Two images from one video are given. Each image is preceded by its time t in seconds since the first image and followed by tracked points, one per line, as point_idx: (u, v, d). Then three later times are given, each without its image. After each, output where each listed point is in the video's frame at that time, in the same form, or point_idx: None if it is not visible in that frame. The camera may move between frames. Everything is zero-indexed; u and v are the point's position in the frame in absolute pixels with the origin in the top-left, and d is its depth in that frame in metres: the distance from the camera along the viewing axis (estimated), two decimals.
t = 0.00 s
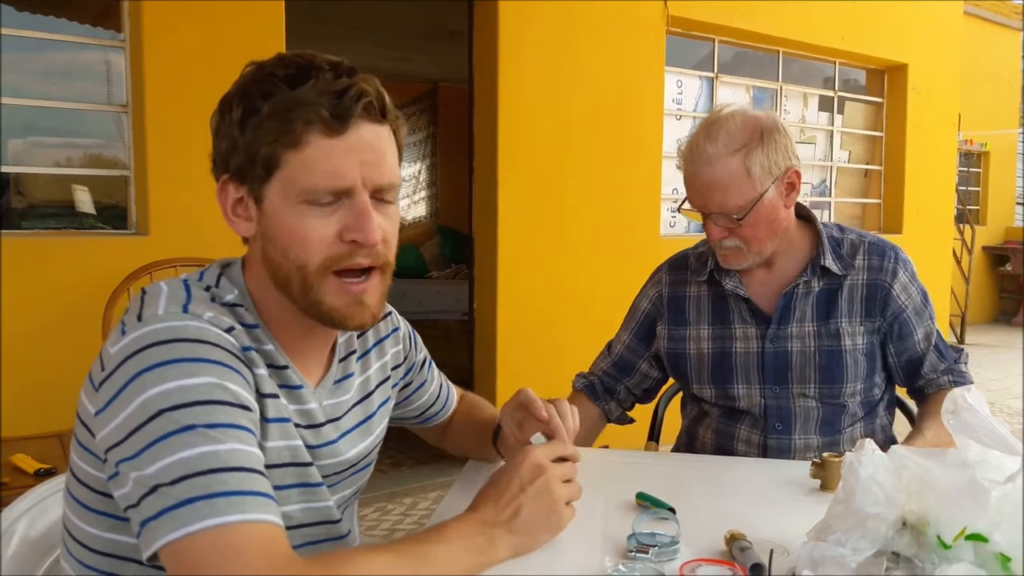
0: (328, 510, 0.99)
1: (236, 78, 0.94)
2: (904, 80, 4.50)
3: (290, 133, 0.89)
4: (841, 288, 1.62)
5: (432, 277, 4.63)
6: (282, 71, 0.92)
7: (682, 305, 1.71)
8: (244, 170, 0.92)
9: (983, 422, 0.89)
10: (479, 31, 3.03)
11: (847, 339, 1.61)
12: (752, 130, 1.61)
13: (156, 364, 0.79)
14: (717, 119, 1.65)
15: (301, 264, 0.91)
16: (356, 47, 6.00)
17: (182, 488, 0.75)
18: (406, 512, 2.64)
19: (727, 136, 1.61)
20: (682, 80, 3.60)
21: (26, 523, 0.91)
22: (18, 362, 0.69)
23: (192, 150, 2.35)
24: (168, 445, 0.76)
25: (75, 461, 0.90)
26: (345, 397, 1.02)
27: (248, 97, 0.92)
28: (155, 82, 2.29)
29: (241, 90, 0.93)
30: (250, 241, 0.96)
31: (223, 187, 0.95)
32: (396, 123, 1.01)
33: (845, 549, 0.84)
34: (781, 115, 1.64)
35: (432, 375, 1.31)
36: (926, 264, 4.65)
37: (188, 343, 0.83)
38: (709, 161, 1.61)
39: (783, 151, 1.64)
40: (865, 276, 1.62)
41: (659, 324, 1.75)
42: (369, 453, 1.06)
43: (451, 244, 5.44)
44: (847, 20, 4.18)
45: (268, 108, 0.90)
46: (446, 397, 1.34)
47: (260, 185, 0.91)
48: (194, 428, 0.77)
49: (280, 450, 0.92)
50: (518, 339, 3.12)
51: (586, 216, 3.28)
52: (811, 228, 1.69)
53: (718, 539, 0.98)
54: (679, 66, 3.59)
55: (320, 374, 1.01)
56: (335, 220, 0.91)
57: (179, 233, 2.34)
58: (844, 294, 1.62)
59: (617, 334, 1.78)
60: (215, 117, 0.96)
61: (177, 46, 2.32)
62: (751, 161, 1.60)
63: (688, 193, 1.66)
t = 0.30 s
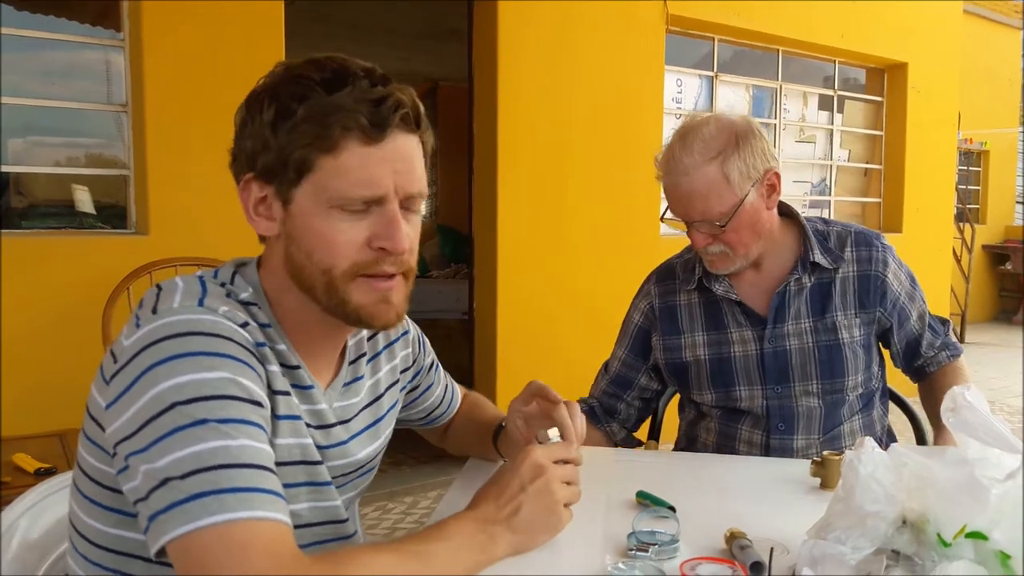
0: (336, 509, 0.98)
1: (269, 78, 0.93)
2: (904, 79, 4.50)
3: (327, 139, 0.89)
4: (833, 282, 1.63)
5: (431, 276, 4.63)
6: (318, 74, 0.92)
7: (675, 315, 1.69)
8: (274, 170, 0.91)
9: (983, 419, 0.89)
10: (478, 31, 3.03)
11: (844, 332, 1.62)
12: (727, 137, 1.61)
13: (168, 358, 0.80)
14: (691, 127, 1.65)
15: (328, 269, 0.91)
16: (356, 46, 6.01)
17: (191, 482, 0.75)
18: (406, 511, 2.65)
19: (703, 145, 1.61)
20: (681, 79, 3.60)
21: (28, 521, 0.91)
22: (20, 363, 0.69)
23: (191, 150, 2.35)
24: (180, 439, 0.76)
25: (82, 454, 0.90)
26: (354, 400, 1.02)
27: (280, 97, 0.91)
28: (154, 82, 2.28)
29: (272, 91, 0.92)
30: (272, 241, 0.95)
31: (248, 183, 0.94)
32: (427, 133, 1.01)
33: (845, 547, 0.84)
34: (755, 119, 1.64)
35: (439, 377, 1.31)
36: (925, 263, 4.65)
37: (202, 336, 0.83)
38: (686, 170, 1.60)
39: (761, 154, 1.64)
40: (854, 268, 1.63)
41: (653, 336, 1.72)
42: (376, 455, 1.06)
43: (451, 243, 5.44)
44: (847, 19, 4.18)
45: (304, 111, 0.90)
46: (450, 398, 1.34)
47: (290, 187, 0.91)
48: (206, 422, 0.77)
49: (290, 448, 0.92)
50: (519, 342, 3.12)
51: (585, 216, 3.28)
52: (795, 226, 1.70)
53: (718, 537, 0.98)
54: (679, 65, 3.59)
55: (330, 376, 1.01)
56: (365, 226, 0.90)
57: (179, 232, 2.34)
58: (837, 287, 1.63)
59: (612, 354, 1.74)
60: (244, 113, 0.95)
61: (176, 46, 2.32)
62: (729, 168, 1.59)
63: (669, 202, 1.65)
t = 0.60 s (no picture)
0: (335, 506, 0.98)
1: (327, 88, 0.91)
2: (903, 78, 4.50)
3: (410, 160, 0.92)
4: (831, 281, 1.63)
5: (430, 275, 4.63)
6: (386, 93, 0.93)
7: (674, 315, 1.68)
8: (339, 181, 0.90)
9: (982, 419, 0.88)
10: (478, 32, 3.03)
11: (842, 331, 1.62)
12: (720, 139, 1.59)
13: (172, 356, 0.80)
14: (685, 129, 1.63)
15: (378, 275, 0.93)
16: (356, 45, 6.01)
17: (194, 479, 0.75)
18: (405, 510, 2.65)
19: (697, 147, 1.59)
20: (681, 79, 3.60)
21: (26, 521, 0.91)
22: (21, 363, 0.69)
23: (191, 150, 2.35)
24: (183, 436, 0.76)
25: (83, 453, 0.89)
26: (351, 391, 1.03)
27: (352, 112, 0.90)
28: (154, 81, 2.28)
29: (339, 104, 0.90)
30: (309, 249, 0.93)
31: (292, 192, 0.91)
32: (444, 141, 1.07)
33: (843, 545, 0.84)
34: (749, 119, 1.62)
35: (428, 372, 1.31)
36: (924, 263, 4.65)
37: (205, 335, 0.83)
38: (681, 174, 1.59)
39: (755, 155, 1.62)
40: (852, 267, 1.63)
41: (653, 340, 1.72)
42: (372, 446, 1.07)
43: (450, 242, 5.44)
44: (847, 18, 4.18)
45: (386, 132, 0.91)
46: (441, 393, 1.34)
47: (354, 200, 0.90)
48: (208, 420, 0.77)
49: (291, 445, 0.93)
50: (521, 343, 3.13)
51: (586, 215, 3.28)
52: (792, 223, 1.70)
53: (717, 536, 0.98)
54: (679, 65, 3.59)
55: (327, 366, 1.02)
56: (415, 236, 0.94)
57: (178, 232, 2.34)
58: (835, 287, 1.63)
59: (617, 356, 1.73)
60: (284, 114, 0.91)
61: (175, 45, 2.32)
62: (724, 170, 1.58)
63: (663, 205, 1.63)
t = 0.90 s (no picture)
0: (336, 507, 0.98)
1: (334, 85, 0.91)
2: (902, 78, 4.50)
3: (417, 156, 0.92)
4: (836, 282, 1.62)
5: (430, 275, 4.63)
6: (393, 91, 0.93)
7: (677, 306, 1.70)
8: (348, 177, 0.90)
9: (981, 417, 0.89)
10: (477, 32, 3.03)
11: (845, 333, 1.61)
12: (736, 136, 1.56)
13: (175, 355, 0.80)
14: (700, 126, 1.61)
15: (384, 272, 0.93)
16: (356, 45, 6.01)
17: (195, 479, 0.75)
18: (405, 510, 2.65)
19: (712, 144, 1.56)
20: (680, 79, 3.60)
21: (26, 520, 0.91)
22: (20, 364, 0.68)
23: (190, 149, 2.34)
24: (186, 436, 0.76)
25: (86, 452, 0.89)
26: (354, 390, 1.03)
27: (359, 109, 0.90)
28: (153, 81, 2.28)
29: (346, 102, 0.90)
30: (317, 246, 0.93)
31: (301, 190, 0.91)
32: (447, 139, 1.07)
33: (844, 544, 0.84)
34: (764, 119, 1.60)
35: (430, 371, 1.31)
36: (924, 263, 4.65)
37: (207, 335, 0.83)
38: (695, 169, 1.56)
39: (769, 154, 1.59)
40: (859, 268, 1.62)
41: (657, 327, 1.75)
42: (375, 446, 1.07)
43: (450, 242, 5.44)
44: (846, 18, 4.18)
45: (394, 129, 0.91)
46: (443, 393, 1.34)
47: (362, 196, 0.91)
48: (210, 420, 0.77)
49: (294, 446, 0.93)
50: (523, 340, 3.14)
51: (588, 216, 3.29)
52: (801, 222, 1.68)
53: (718, 535, 0.98)
54: (678, 65, 3.60)
55: (329, 367, 1.02)
56: (420, 233, 0.95)
57: (177, 232, 2.34)
58: (840, 288, 1.62)
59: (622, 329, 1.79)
60: (294, 112, 0.91)
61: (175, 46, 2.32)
62: (738, 168, 1.55)
63: (675, 201, 1.61)
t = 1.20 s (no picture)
0: (335, 510, 0.97)
1: (337, 86, 0.91)
2: (903, 78, 4.50)
3: (419, 160, 0.92)
4: (843, 288, 1.59)
5: (431, 276, 4.63)
6: (397, 93, 0.92)
7: (683, 292, 1.74)
8: (349, 180, 0.89)
9: (983, 416, 0.88)
10: (478, 32, 3.03)
11: (847, 340, 1.59)
12: (754, 140, 1.55)
13: (174, 357, 0.79)
14: (718, 128, 1.59)
15: (385, 274, 0.93)
16: (357, 47, 6.01)
17: (193, 481, 0.74)
18: (405, 512, 2.64)
19: (729, 148, 1.55)
20: (681, 79, 3.60)
21: (25, 523, 0.90)
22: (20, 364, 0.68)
23: (189, 150, 2.34)
24: (185, 437, 0.75)
25: (83, 454, 0.89)
26: (352, 392, 1.02)
27: (363, 112, 0.90)
28: (152, 82, 2.28)
29: (349, 103, 0.90)
30: (317, 248, 0.92)
31: (302, 192, 0.90)
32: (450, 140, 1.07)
33: (847, 546, 0.83)
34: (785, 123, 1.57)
35: (430, 372, 1.30)
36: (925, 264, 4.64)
37: (205, 336, 0.82)
38: (710, 173, 1.55)
39: (787, 160, 1.57)
40: (867, 275, 1.59)
41: (667, 303, 1.81)
42: (374, 449, 1.06)
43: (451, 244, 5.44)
44: (846, 19, 4.18)
45: (397, 133, 0.90)
46: (443, 394, 1.34)
47: (363, 199, 0.90)
48: (209, 422, 0.77)
49: (292, 449, 0.92)
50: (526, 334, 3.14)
51: (590, 216, 3.29)
52: (814, 224, 1.66)
53: (719, 538, 0.97)
54: (679, 65, 3.59)
55: (328, 369, 1.01)
56: (421, 236, 0.94)
57: (177, 234, 2.33)
58: (846, 295, 1.59)
59: (634, 293, 1.87)
60: (295, 114, 0.90)
61: (174, 46, 2.31)
62: (755, 174, 1.53)
63: (688, 204, 1.60)
